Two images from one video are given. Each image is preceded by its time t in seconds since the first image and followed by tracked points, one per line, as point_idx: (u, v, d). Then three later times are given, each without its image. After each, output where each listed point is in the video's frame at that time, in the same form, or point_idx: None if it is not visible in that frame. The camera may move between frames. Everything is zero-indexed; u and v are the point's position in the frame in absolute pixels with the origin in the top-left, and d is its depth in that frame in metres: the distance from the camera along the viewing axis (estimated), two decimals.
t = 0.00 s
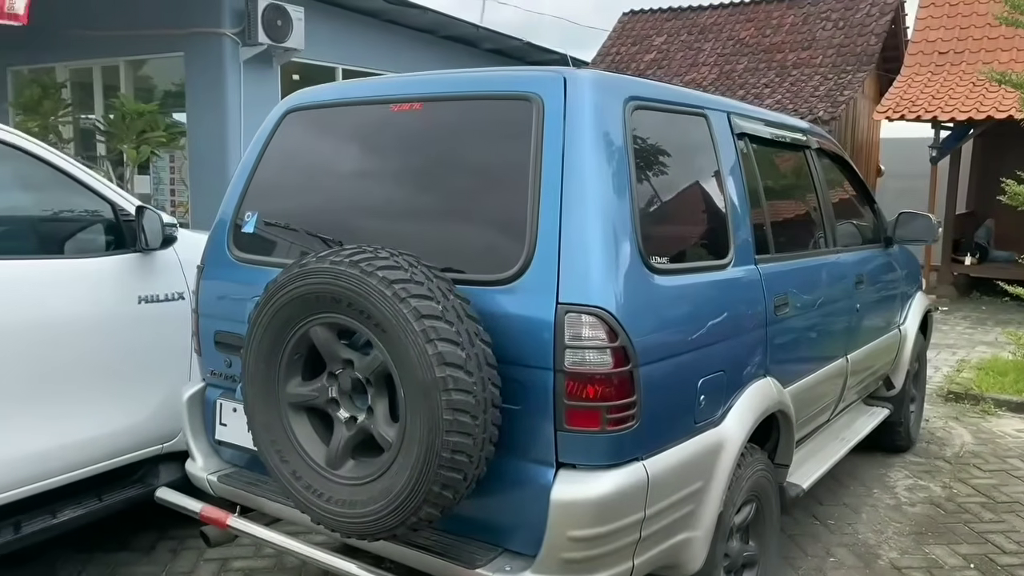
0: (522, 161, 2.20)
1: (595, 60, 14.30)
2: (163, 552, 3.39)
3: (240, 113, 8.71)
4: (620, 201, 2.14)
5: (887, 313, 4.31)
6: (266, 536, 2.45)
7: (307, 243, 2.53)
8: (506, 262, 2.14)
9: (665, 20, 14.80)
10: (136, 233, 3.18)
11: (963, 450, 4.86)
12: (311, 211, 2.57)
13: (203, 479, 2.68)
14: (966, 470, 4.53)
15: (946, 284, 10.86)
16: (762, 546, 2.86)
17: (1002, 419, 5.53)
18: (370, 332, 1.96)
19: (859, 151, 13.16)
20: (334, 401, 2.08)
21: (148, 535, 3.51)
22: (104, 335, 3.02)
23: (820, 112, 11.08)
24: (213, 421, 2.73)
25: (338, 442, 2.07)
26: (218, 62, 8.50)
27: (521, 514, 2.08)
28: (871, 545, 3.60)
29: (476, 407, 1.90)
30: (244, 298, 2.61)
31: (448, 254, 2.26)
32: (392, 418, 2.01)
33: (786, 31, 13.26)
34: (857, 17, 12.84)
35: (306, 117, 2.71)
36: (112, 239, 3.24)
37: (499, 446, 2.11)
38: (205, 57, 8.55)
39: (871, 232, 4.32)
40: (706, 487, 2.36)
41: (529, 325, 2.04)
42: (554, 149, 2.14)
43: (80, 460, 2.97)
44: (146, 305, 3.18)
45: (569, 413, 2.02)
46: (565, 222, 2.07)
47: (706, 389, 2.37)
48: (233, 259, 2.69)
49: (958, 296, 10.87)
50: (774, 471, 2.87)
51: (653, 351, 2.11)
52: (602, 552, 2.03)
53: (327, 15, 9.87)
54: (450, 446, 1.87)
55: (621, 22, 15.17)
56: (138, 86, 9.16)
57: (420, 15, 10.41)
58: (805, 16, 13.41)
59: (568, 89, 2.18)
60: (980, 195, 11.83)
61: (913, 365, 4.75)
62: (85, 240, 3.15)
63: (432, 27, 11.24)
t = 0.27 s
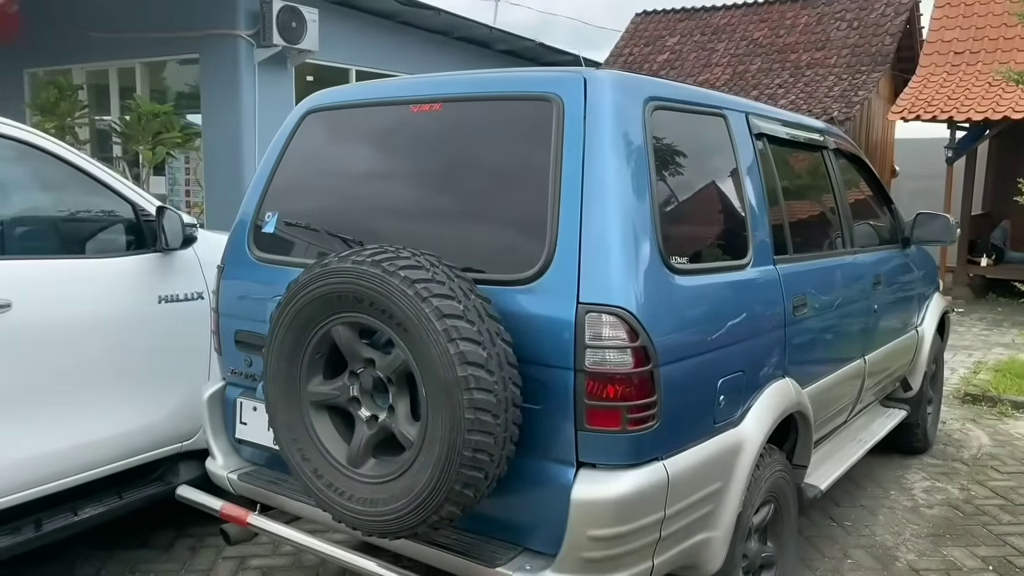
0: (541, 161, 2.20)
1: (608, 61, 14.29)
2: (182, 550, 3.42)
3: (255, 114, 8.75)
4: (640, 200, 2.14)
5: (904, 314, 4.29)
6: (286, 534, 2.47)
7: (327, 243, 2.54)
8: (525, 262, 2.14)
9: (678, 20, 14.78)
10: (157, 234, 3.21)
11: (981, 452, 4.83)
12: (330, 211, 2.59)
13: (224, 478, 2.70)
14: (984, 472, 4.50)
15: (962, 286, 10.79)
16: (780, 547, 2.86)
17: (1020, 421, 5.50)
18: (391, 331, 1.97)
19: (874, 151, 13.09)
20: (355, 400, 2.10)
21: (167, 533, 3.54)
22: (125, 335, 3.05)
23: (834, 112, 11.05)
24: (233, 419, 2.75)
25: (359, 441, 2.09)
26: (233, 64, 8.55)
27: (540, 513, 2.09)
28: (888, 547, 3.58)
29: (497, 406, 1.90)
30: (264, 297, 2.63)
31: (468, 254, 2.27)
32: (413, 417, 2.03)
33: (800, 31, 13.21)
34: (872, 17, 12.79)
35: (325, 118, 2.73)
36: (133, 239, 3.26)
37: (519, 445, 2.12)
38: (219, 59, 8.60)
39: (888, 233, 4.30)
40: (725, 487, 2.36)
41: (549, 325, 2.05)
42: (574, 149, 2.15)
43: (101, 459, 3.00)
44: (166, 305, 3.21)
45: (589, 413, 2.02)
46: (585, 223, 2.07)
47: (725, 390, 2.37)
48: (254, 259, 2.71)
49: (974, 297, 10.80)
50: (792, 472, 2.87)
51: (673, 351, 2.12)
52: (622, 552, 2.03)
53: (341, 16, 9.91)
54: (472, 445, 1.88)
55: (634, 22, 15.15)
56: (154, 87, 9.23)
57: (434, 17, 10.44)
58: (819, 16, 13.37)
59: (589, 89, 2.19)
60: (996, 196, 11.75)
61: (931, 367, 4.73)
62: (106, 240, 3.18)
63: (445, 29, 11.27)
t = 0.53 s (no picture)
0: (563, 161, 2.21)
1: (617, 61, 14.29)
2: (199, 548, 3.44)
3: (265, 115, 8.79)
4: (661, 199, 2.15)
5: (918, 314, 4.28)
6: (308, 532, 2.48)
7: (348, 242, 2.56)
8: (547, 262, 2.16)
9: (687, 21, 14.77)
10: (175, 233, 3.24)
11: (996, 452, 4.82)
12: (351, 210, 2.60)
13: (244, 476, 2.71)
14: (999, 473, 4.48)
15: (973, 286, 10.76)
16: (798, 547, 2.86)
17: None
18: (416, 330, 1.98)
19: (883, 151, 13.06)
20: (379, 399, 2.11)
21: (185, 531, 3.56)
22: (145, 334, 3.07)
23: (844, 112, 11.04)
24: (253, 418, 2.76)
25: (383, 439, 2.10)
26: (243, 65, 8.58)
27: (562, 512, 2.10)
28: (904, 547, 3.58)
29: (522, 404, 1.91)
30: (284, 296, 2.64)
31: (490, 254, 2.28)
32: (437, 416, 2.04)
33: (809, 31, 13.20)
34: (881, 17, 12.77)
35: (345, 118, 2.75)
36: (152, 239, 3.29)
37: (541, 443, 2.13)
38: (230, 60, 8.63)
39: (903, 233, 4.30)
40: (746, 486, 2.37)
41: (572, 324, 2.06)
42: (596, 148, 2.16)
43: (121, 457, 3.03)
44: (186, 304, 3.23)
45: (613, 411, 2.03)
46: (608, 222, 2.08)
47: (745, 389, 2.37)
48: (274, 259, 2.72)
49: (985, 298, 10.76)
50: (810, 472, 2.87)
51: (695, 350, 2.13)
52: (645, 550, 2.04)
53: (351, 17, 9.93)
54: (496, 443, 1.89)
55: (643, 22, 15.14)
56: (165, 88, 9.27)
57: (444, 17, 10.45)
58: (829, 16, 13.35)
59: (611, 88, 2.19)
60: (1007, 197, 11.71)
61: (945, 367, 4.72)
62: (127, 240, 3.21)
63: (455, 29, 11.29)
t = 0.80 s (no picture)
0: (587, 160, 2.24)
1: (621, 61, 14.31)
2: (217, 545, 3.46)
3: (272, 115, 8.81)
4: (685, 199, 2.17)
5: (929, 314, 4.30)
6: (332, 529, 2.50)
7: (372, 242, 2.58)
8: (572, 261, 2.18)
9: (690, 21, 14.79)
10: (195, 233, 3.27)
11: (1005, 451, 4.84)
12: (374, 210, 2.63)
13: (266, 474, 2.73)
14: (1008, 471, 4.51)
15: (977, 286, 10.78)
16: (815, 544, 2.88)
17: None
18: (445, 327, 2.00)
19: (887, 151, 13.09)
20: (406, 396, 2.13)
21: (203, 529, 3.59)
22: (166, 333, 3.09)
23: (849, 112, 11.07)
24: (275, 416, 2.79)
25: (411, 436, 2.12)
26: (250, 65, 8.60)
27: (587, 508, 2.12)
28: (918, 545, 3.60)
29: (550, 402, 1.93)
30: (307, 295, 2.67)
31: (515, 253, 2.30)
32: (465, 413, 2.06)
33: (813, 31, 13.23)
34: (885, 17, 12.80)
35: (368, 118, 2.78)
36: (172, 239, 3.32)
37: (566, 441, 2.15)
38: (237, 60, 8.65)
39: (914, 232, 4.33)
40: (767, 483, 2.39)
41: (597, 322, 2.08)
42: (621, 148, 2.18)
43: (143, 455, 3.05)
44: (205, 303, 3.26)
45: (638, 409, 2.05)
46: (634, 221, 2.10)
47: (766, 387, 2.40)
48: (297, 258, 2.74)
49: (989, 298, 10.78)
50: (827, 469, 2.89)
51: (718, 348, 2.15)
52: (670, 546, 2.06)
53: (358, 18, 9.96)
54: (525, 440, 1.92)
55: (646, 23, 15.17)
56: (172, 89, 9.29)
57: (449, 18, 10.48)
58: (832, 16, 13.38)
59: (635, 89, 2.22)
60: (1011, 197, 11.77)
61: (955, 366, 4.74)
62: (147, 240, 3.23)
63: (461, 30, 11.32)
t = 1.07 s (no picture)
0: (601, 159, 2.27)
1: (619, 61, 14.33)
2: (227, 543, 3.47)
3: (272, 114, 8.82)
4: (699, 197, 2.20)
5: (931, 312, 4.34)
6: (346, 525, 2.52)
7: (386, 240, 2.60)
8: (587, 258, 2.20)
9: (688, 20, 14.82)
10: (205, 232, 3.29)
11: (1006, 447, 4.88)
12: (388, 208, 2.65)
13: (279, 470, 2.75)
14: (1010, 467, 4.54)
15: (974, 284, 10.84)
16: (823, 539, 2.91)
17: None
18: (462, 324, 2.02)
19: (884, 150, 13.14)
20: (423, 392, 2.15)
21: (212, 527, 3.60)
22: (177, 330, 3.10)
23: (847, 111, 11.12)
24: (288, 413, 2.80)
25: (428, 431, 2.14)
26: (250, 64, 8.59)
27: (603, 503, 2.14)
28: (922, 540, 3.63)
29: (568, 397, 1.96)
30: (321, 292, 2.68)
31: (529, 251, 2.33)
32: (482, 409, 2.08)
33: (811, 31, 13.27)
34: (882, 17, 12.85)
35: (380, 117, 2.80)
36: (182, 237, 3.33)
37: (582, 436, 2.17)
38: (237, 60, 8.65)
39: (917, 230, 4.36)
40: (778, 478, 2.42)
41: (612, 319, 2.10)
42: (635, 146, 2.20)
43: (154, 453, 3.06)
44: (216, 301, 3.27)
45: (654, 404, 2.07)
46: (648, 219, 2.12)
47: (778, 383, 2.43)
48: (310, 256, 2.76)
49: (986, 296, 10.84)
50: (834, 465, 2.92)
51: (732, 345, 2.18)
52: (685, 540, 2.08)
53: (358, 18, 9.97)
54: (543, 435, 1.94)
55: (644, 22, 15.20)
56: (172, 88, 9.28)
57: (448, 17, 10.49)
58: (830, 16, 13.44)
59: (648, 88, 2.24)
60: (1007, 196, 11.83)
61: (957, 363, 4.78)
62: (158, 239, 3.25)
63: (460, 29, 11.33)
